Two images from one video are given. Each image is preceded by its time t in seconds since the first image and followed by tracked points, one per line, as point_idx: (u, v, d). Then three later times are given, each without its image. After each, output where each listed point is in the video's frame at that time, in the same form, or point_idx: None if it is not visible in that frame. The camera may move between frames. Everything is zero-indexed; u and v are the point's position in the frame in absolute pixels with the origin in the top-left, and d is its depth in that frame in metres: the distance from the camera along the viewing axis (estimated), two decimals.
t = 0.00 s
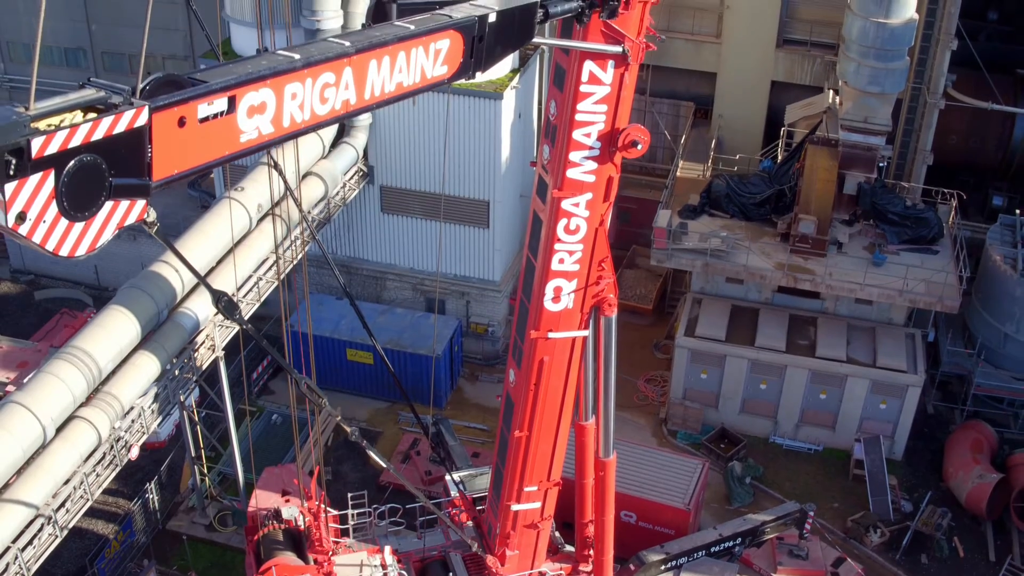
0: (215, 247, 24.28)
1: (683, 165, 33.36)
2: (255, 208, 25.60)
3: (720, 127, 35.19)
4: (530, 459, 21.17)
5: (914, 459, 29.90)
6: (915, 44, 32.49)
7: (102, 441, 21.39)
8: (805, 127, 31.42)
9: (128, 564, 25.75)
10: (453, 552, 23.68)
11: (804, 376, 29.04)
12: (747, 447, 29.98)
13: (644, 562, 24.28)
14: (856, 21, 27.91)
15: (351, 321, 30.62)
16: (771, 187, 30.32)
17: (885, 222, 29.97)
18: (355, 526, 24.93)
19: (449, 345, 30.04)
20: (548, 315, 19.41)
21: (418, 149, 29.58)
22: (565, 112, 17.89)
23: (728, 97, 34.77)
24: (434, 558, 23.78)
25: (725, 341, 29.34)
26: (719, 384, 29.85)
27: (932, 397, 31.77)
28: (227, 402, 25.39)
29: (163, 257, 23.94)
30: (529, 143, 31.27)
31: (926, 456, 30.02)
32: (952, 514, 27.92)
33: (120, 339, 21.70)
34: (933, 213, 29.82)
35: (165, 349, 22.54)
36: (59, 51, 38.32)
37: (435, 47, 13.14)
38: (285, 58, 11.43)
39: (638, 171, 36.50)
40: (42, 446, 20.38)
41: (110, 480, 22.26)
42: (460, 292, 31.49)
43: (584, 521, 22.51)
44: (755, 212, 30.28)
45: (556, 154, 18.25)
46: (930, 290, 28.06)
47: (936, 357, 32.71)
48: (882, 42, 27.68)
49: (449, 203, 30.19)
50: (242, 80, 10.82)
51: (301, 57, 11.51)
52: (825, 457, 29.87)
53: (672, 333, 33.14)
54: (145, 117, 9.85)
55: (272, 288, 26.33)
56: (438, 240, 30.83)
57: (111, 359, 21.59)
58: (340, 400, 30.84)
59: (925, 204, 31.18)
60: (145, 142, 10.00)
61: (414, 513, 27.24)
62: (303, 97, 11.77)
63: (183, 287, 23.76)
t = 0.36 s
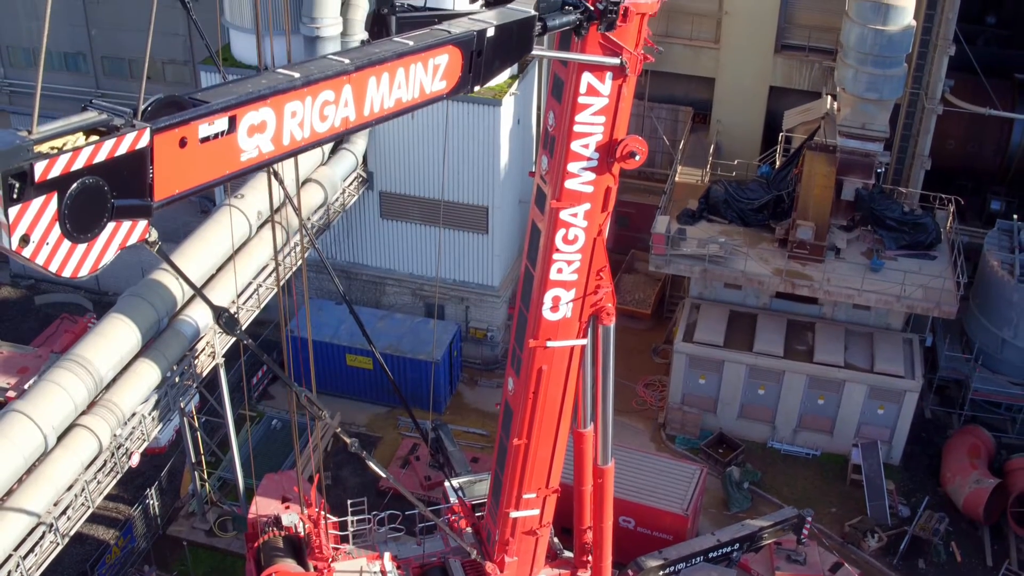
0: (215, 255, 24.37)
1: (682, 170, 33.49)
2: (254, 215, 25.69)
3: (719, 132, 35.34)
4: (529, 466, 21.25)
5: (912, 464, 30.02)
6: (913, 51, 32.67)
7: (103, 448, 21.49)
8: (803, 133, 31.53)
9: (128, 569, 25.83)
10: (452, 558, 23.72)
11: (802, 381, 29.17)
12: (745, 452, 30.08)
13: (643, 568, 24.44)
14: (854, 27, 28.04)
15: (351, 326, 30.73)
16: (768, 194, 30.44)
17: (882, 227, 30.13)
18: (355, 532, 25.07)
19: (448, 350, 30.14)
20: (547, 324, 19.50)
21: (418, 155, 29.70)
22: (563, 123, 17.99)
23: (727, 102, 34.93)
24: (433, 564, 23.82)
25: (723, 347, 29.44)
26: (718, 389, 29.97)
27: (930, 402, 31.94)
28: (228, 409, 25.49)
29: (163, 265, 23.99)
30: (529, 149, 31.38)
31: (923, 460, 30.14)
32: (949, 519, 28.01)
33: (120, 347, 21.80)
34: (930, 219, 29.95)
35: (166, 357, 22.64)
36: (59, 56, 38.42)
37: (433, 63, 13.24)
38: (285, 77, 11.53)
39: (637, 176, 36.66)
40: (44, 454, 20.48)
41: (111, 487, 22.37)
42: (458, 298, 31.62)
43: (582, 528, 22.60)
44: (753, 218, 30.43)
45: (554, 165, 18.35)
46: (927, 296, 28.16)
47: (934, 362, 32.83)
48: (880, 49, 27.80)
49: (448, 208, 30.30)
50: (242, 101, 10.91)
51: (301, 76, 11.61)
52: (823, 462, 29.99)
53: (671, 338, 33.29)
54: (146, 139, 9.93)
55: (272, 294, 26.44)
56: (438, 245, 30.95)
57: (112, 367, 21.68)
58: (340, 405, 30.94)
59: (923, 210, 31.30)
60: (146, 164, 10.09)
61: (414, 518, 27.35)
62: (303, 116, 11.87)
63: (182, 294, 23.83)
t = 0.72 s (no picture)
0: (214, 263, 24.46)
1: (681, 176, 33.54)
2: (254, 223, 25.76)
3: (718, 138, 35.49)
4: (528, 474, 21.30)
5: (910, 470, 30.11)
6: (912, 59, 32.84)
7: (104, 456, 21.58)
8: (801, 140, 31.66)
9: None
10: (452, 566, 23.87)
11: (800, 387, 29.27)
12: (744, 458, 30.19)
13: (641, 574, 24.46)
14: (852, 35, 28.12)
15: (350, 332, 30.83)
16: (767, 200, 30.55)
17: (880, 234, 30.20)
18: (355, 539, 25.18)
19: (447, 356, 30.24)
20: (545, 333, 19.56)
21: (417, 162, 29.78)
22: (561, 135, 18.05)
23: (726, 109, 35.09)
24: (432, 571, 23.99)
25: (722, 353, 29.54)
26: (716, 396, 30.07)
27: (928, 407, 32.07)
28: (228, 416, 25.58)
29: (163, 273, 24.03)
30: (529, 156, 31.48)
31: (921, 466, 30.24)
32: (947, 524, 28.05)
33: (121, 355, 21.90)
34: (928, 225, 30.08)
35: (166, 365, 22.74)
36: (59, 62, 38.50)
37: (432, 78, 13.26)
38: (284, 95, 11.63)
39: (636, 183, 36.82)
40: (45, 463, 20.57)
41: (112, 495, 22.47)
42: (458, 304, 31.71)
43: (580, 535, 22.66)
44: (751, 224, 30.54)
45: (552, 176, 18.40)
46: (925, 303, 28.23)
47: (932, 367, 32.92)
48: (878, 56, 27.86)
49: (448, 215, 30.39)
50: (241, 120, 10.99)
51: (300, 93, 11.68)
52: (821, 468, 30.08)
53: (670, 343, 33.45)
54: (146, 160, 9.98)
55: (272, 301, 26.54)
56: (437, 252, 31.04)
57: (112, 376, 21.76)
58: (340, 411, 31.04)
59: (921, 216, 31.41)
60: (146, 184, 10.18)
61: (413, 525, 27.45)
62: (303, 133, 11.95)
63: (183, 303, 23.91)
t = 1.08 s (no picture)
0: (215, 272, 24.57)
1: (679, 183, 33.65)
2: (254, 232, 25.84)
3: (717, 144, 35.55)
4: (527, 483, 21.36)
5: (908, 476, 30.21)
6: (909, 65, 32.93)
7: (106, 465, 21.68)
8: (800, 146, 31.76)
9: None
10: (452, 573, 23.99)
11: (798, 394, 29.39)
12: (743, 464, 30.30)
13: None
14: (850, 43, 28.21)
15: (350, 339, 30.93)
16: (765, 207, 30.64)
17: (879, 240, 30.28)
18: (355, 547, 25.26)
19: (447, 362, 30.34)
20: (544, 344, 19.63)
21: (417, 170, 29.89)
22: (560, 147, 18.11)
23: (724, 115, 35.16)
24: None
25: (721, 360, 29.65)
26: (715, 402, 30.17)
27: (926, 413, 32.20)
28: (229, 424, 25.66)
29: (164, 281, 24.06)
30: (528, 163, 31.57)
31: (920, 472, 30.36)
32: (945, 531, 28.13)
33: (122, 365, 22.01)
34: (926, 232, 30.17)
35: (167, 373, 22.85)
36: (59, 67, 38.58)
37: (432, 95, 13.30)
38: (285, 115, 11.70)
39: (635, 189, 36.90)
40: (47, 472, 20.67)
41: (114, 504, 22.57)
42: (457, 310, 31.81)
43: (579, 542, 22.75)
44: (750, 231, 30.65)
45: (551, 188, 18.46)
46: (923, 309, 28.30)
47: (930, 373, 33.03)
48: (876, 64, 27.96)
49: (448, 221, 30.49)
50: (242, 142, 11.08)
51: (301, 114, 11.76)
52: (819, 474, 30.19)
53: (669, 349, 33.61)
54: (150, 184, 10.14)
55: (272, 309, 26.65)
56: (437, 258, 31.15)
57: (114, 385, 21.88)
58: (340, 417, 31.13)
59: (919, 223, 31.52)
60: (149, 209, 10.29)
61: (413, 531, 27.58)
62: (303, 153, 12.02)
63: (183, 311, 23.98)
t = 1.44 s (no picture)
0: (216, 282, 24.66)
1: (678, 189, 33.69)
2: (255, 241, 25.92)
3: (716, 150, 35.79)
4: (527, 494, 21.45)
5: (906, 482, 30.38)
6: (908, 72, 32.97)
7: (109, 476, 21.81)
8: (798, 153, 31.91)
9: None
10: None
11: (797, 401, 29.53)
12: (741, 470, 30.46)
13: None
14: (849, 52, 28.31)
15: (351, 346, 31.05)
16: (764, 215, 30.80)
17: (876, 248, 30.43)
18: (357, 556, 25.37)
19: (447, 369, 30.45)
20: (545, 356, 19.71)
21: (416, 178, 29.99)
22: (560, 162, 18.19)
23: (723, 122, 35.39)
24: None
25: (720, 367, 29.76)
26: (714, 409, 30.33)
27: (924, 419, 32.38)
28: (230, 432, 25.77)
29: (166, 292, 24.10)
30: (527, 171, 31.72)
31: (918, 478, 30.53)
32: (942, 537, 28.28)
33: (125, 375, 22.14)
34: (924, 239, 30.31)
35: (170, 384, 22.99)
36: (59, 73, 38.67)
37: (433, 116, 13.35)
38: (289, 140, 11.76)
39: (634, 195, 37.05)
40: (50, 484, 20.79)
41: (117, 514, 22.69)
42: (458, 317, 31.94)
43: (580, 550, 22.86)
44: (748, 238, 30.78)
45: (552, 202, 18.54)
46: (921, 317, 28.39)
47: (927, 379, 33.20)
48: (874, 73, 28.08)
49: (448, 229, 30.61)
50: (247, 168, 11.18)
51: (304, 138, 11.84)
52: (818, 480, 30.33)
53: (668, 355, 33.79)
54: (157, 213, 10.25)
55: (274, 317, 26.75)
56: (438, 265, 31.27)
57: (116, 396, 22.00)
58: (341, 424, 31.27)
59: (917, 230, 31.67)
60: (155, 236, 10.41)
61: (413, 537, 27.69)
62: (307, 177, 12.09)
63: (185, 322, 24.06)
